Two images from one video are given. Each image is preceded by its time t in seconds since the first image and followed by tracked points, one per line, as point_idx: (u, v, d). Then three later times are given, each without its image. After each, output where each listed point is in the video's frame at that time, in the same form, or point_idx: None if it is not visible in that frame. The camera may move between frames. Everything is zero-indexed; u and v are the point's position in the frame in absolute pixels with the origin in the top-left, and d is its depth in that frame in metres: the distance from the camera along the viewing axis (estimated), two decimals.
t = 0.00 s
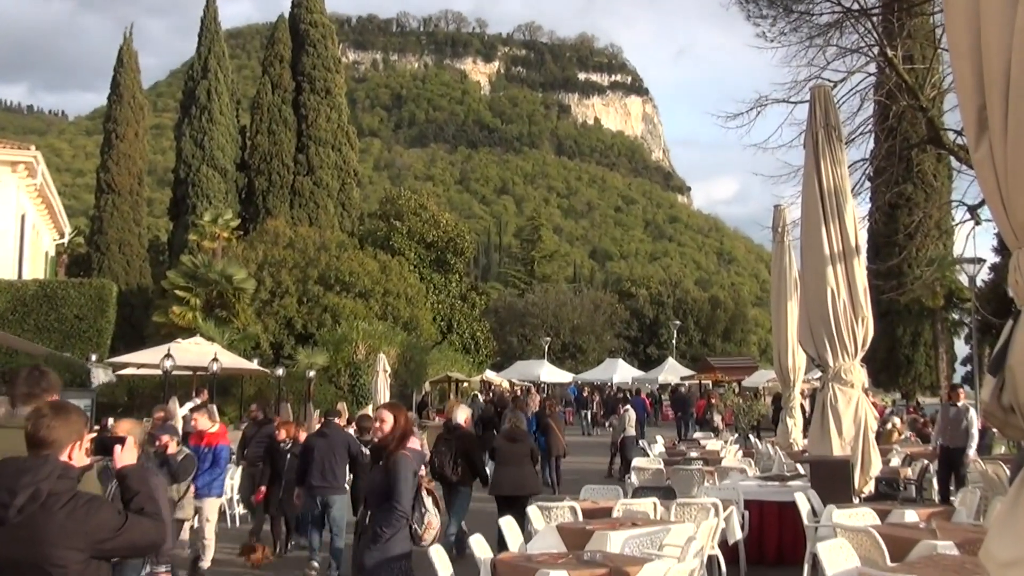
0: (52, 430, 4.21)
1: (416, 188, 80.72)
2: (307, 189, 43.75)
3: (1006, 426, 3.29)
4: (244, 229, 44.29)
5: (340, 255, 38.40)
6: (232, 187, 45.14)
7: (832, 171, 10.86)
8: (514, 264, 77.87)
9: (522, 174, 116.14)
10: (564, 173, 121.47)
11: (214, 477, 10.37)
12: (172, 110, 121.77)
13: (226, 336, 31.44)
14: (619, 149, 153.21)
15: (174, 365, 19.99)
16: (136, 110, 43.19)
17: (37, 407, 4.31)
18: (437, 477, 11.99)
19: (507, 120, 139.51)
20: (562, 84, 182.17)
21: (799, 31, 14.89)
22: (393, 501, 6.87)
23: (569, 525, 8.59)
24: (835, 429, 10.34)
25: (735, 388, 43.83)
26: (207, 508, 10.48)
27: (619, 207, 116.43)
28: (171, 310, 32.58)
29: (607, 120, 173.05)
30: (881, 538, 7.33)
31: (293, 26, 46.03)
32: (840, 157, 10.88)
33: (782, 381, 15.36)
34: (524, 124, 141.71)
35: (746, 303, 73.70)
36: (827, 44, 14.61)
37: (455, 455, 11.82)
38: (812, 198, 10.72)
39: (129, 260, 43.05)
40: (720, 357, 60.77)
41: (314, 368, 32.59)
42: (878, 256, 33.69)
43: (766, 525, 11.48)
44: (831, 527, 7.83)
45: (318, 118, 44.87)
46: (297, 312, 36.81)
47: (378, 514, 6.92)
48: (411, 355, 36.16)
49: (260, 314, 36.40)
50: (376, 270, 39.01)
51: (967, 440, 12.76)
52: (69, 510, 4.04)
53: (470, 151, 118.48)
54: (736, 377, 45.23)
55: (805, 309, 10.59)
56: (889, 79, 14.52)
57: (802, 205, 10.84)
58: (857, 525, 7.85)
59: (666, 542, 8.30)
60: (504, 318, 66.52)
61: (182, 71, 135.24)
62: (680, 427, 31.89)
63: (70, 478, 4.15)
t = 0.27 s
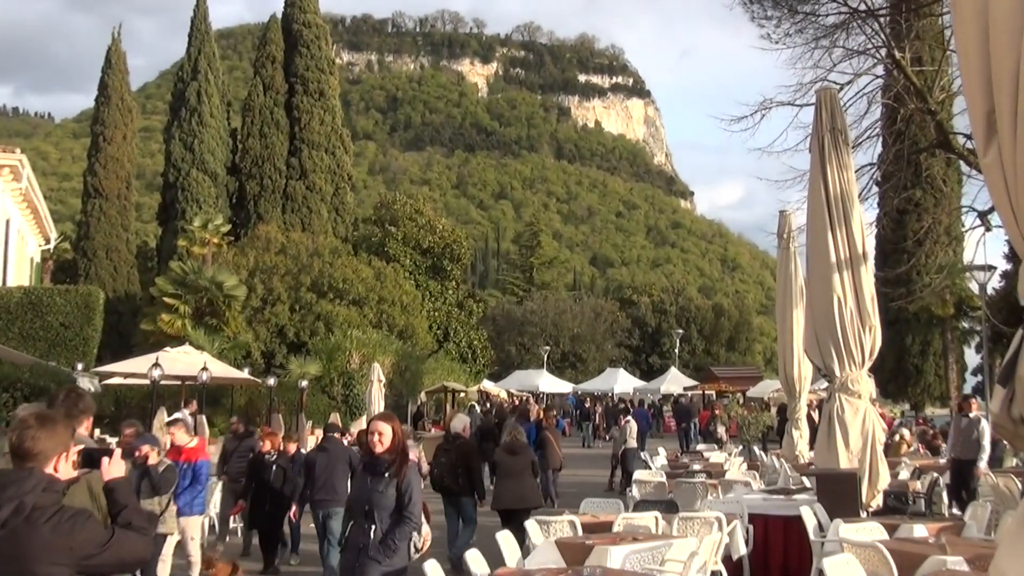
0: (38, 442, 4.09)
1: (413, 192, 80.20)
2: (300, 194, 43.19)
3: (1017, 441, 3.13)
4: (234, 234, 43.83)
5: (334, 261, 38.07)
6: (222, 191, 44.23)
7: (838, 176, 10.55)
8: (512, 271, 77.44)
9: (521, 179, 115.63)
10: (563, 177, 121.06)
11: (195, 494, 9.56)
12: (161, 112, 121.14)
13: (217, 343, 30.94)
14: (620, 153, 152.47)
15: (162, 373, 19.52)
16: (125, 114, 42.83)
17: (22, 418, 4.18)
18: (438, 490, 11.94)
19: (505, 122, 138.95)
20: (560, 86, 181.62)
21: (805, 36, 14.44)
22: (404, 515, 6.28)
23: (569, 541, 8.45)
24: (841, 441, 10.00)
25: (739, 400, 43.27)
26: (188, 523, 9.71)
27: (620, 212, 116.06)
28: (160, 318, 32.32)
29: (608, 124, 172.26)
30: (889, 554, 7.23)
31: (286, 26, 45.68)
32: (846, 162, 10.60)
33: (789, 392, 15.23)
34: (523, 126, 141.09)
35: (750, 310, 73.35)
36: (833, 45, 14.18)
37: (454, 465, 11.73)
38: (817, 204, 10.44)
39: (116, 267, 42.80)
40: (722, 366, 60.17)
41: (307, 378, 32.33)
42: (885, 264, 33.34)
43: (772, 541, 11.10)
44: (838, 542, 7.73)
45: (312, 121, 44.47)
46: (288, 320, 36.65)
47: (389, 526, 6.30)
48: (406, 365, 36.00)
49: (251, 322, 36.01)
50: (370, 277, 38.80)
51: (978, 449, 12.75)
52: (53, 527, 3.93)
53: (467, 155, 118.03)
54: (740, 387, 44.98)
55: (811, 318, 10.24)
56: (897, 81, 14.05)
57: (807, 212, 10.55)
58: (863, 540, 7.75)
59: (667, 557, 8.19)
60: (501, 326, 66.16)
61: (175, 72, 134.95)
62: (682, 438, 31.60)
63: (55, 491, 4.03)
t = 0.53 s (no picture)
0: (24, 451, 4.03)
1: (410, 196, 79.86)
2: (292, 198, 42.90)
3: None
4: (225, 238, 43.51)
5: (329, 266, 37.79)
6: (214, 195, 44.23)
7: (845, 180, 10.34)
8: (510, 277, 77.11)
9: (519, 182, 115.22)
10: (563, 180, 120.79)
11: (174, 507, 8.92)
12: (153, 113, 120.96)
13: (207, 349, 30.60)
14: (621, 154, 151.71)
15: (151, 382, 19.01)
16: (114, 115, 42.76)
17: (7, 427, 4.11)
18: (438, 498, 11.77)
19: (503, 123, 138.57)
20: (559, 86, 181.24)
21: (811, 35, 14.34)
22: (401, 526, 6.03)
23: (568, 553, 8.38)
24: (847, 453, 9.88)
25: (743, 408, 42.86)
26: (167, 539, 9.04)
27: (621, 216, 115.84)
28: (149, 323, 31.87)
29: (609, 126, 171.55)
30: (896, 566, 7.15)
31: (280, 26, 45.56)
32: (852, 165, 10.37)
33: (794, 402, 15.18)
34: (521, 127, 140.55)
35: (756, 316, 73.02)
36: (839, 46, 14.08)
37: (456, 474, 11.60)
38: (823, 208, 10.20)
39: (104, 272, 42.59)
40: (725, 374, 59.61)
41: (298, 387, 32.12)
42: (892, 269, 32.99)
43: (777, 554, 10.98)
44: (844, 555, 7.63)
45: (305, 122, 44.25)
46: (281, 326, 36.34)
47: (386, 536, 6.04)
48: (402, 373, 35.71)
49: (243, 330, 35.98)
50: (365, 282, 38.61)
51: (991, 460, 12.66)
52: (40, 541, 3.83)
53: (464, 157, 117.65)
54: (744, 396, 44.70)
55: (817, 326, 10.08)
56: (905, 82, 13.99)
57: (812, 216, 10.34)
58: (869, 553, 7.66)
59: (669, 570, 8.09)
60: (499, 332, 65.73)
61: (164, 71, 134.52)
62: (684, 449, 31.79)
63: (42, 502, 3.96)
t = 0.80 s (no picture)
0: (9, 460, 3.92)
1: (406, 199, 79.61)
2: (284, 199, 42.98)
3: None
4: (215, 242, 43.27)
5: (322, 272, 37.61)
6: (203, 198, 43.42)
7: (852, 184, 10.20)
8: (507, 282, 76.96)
9: (516, 184, 114.93)
10: (562, 182, 120.55)
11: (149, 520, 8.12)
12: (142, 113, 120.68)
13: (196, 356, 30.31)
14: (621, 156, 151.26)
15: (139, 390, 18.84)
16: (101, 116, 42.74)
17: None
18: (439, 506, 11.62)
19: (501, 124, 138.34)
20: (558, 86, 180.94)
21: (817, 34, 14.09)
22: (390, 539, 5.88)
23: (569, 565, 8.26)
24: (854, 463, 9.60)
25: (745, 416, 42.41)
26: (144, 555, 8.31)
27: (621, 220, 115.71)
28: (137, 331, 31.16)
29: (609, 127, 171.12)
30: None
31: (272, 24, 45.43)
32: (858, 168, 10.22)
33: (800, 411, 15.06)
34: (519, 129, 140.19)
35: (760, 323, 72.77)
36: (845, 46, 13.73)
37: (461, 485, 11.46)
38: (829, 213, 10.07)
39: (91, 277, 42.42)
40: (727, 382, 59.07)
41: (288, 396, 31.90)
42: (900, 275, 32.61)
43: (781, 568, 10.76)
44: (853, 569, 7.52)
45: (297, 123, 44.26)
46: (272, 333, 36.26)
47: (372, 549, 5.92)
48: (396, 381, 35.47)
49: (233, 335, 35.95)
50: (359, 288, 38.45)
51: (1005, 469, 12.49)
52: (28, 551, 3.81)
53: (460, 159, 117.40)
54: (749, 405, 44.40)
55: (822, 332, 9.92)
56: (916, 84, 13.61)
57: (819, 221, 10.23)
58: (876, 565, 7.56)
59: None
60: (496, 339, 65.36)
61: (152, 70, 134.39)
62: (683, 458, 31.67)
63: (29, 513, 3.89)
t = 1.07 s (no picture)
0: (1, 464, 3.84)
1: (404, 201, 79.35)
2: (277, 200, 42.87)
3: None
4: (206, 243, 43.18)
5: (316, 275, 37.40)
6: (194, 198, 43.29)
7: (860, 183, 9.94)
8: (506, 284, 76.62)
9: (515, 185, 114.63)
10: (563, 184, 120.22)
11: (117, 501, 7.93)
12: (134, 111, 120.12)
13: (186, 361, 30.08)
14: (623, 156, 150.70)
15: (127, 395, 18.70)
16: (89, 114, 42.78)
17: None
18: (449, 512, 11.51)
19: (500, 123, 138.07)
20: (559, 84, 180.50)
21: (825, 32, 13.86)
22: (383, 549, 5.77)
23: None
24: (862, 472, 9.39)
25: (749, 422, 42.20)
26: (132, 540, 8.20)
27: (623, 222, 115.41)
28: (125, 334, 30.99)
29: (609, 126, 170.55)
30: None
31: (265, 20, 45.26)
32: (868, 167, 9.97)
33: (806, 418, 15.02)
34: (518, 128, 139.89)
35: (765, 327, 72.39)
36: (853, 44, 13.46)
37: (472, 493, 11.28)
38: (836, 213, 9.83)
39: (78, 280, 42.33)
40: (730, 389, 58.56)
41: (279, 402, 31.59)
42: (910, 278, 32.06)
43: None
44: None
45: (291, 122, 44.09)
46: (264, 338, 36.20)
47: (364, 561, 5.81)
48: (393, 387, 35.18)
49: (224, 339, 35.86)
50: (353, 292, 38.28)
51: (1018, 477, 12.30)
52: (17, 561, 3.66)
53: (458, 159, 117.17)
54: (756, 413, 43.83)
55: (830, 337, 9.66)
56: (923, 82, 13.46)
57: (825, 222, 9.94)
58: None
59: None
60: (495, 344, 64.91)
61: (139, 65, 134.24)
62: (683, 467, 31.47)
63: (19, 521, 3.76)
